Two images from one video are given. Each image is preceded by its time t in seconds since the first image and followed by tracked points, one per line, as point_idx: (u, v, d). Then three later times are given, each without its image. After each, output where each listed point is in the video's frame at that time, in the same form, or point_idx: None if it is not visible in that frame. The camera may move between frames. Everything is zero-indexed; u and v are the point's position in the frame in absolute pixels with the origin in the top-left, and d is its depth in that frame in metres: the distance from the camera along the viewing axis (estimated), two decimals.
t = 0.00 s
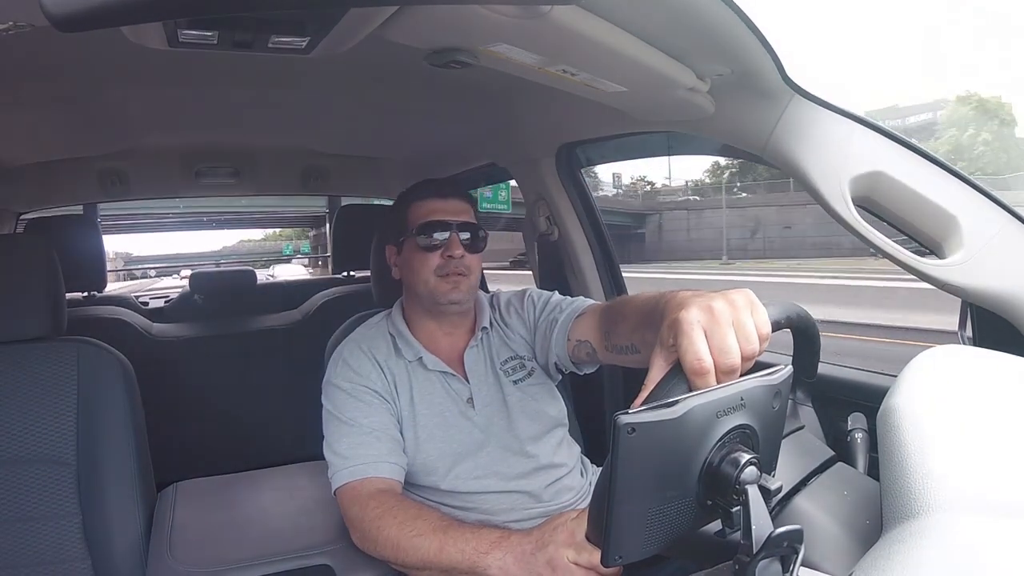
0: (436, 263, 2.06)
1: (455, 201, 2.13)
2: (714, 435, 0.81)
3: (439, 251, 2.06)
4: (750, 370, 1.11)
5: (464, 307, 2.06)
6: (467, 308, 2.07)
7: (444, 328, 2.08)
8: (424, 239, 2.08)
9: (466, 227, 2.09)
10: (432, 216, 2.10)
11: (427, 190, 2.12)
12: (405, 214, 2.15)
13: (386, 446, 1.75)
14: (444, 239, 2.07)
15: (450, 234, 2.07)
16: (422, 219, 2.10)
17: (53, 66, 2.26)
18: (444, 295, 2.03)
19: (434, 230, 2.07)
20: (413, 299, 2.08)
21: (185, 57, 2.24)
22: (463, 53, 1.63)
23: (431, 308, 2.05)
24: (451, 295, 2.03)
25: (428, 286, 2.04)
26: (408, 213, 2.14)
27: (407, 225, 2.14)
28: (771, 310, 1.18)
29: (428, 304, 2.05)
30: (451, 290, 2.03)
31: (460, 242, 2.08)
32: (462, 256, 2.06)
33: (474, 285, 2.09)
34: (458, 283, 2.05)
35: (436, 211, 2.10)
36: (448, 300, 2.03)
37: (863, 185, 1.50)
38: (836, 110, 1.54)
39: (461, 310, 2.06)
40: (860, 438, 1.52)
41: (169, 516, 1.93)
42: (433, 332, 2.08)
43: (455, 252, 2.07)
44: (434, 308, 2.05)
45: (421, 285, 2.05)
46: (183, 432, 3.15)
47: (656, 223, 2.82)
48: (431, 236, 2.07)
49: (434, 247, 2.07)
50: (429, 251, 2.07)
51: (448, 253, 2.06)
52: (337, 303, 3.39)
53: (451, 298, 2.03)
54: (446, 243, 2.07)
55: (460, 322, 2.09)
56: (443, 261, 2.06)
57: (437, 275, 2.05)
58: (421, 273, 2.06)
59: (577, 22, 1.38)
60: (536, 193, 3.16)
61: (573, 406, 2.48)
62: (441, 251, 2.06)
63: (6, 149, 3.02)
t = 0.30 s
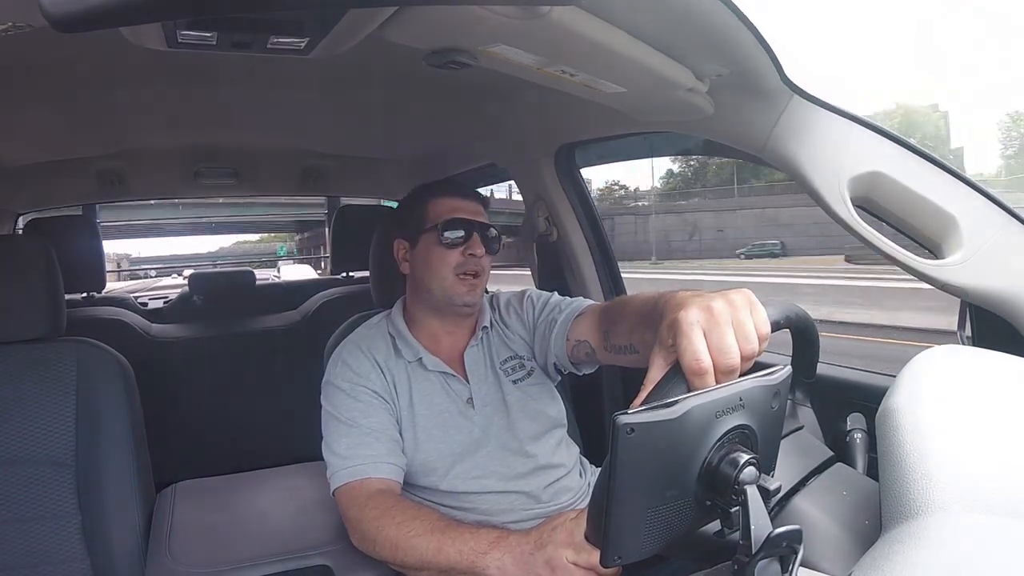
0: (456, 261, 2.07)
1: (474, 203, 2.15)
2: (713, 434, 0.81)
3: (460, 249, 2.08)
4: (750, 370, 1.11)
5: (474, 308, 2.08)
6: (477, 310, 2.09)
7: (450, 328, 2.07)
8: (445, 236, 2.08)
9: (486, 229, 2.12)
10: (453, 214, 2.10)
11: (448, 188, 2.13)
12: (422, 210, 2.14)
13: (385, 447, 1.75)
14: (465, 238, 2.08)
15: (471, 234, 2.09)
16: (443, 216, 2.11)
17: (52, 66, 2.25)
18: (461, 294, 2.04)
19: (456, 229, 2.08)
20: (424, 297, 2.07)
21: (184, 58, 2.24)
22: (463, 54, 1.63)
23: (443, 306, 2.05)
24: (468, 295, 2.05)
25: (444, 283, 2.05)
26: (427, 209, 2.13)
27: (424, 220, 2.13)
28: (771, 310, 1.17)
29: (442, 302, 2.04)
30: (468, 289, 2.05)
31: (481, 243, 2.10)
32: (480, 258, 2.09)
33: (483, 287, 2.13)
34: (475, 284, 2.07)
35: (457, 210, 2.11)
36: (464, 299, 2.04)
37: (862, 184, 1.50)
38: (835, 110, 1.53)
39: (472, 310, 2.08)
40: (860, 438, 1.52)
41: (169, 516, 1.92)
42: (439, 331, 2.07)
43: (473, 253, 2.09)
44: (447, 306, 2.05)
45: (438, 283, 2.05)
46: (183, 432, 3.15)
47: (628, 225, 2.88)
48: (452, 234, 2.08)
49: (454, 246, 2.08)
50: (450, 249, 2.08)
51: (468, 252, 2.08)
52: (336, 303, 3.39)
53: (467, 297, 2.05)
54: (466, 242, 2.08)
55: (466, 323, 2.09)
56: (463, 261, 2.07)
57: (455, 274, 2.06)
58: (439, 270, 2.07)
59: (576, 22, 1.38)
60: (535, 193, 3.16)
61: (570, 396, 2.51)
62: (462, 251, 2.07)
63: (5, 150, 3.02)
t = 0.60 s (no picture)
0: (457, 261, 2.07)
1: (475, 203, 2.16)
2: (713, 434, 0.81)
3: (461, 249, 2.08)
4: (753, 368, 1.10)
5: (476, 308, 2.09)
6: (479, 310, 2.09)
7: (451, 328, 2.07)
8: (447, 236, 2.08)
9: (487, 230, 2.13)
10: (455, 214, 2.11)
11: (449, 189, 2.14)
12: (423, 210, 2.14)
13: (384, 447, 1.75)
14: (467, 238, 2.08)
15: (473, 234, 2.09)
16: (444, 216, 2.10)
17: (51, 67, 2.25)
18: (464, 294, 2.04)
19: (458, 229, 2.08)
20: (425, 296, 2.07)
21: (183, 58, 2.24)
22: (463, 54, 1.63)
23: (444, 306, 2.04)
24: (470, 295, 2.05)
25: (446, 283, 2.04)
26: (428, 210, 2.13)
27: (425, 220, 2.13)
28: (772, 309, 1.17)
29: (444, 302, 2.04)
30: (470, 289, 2.05)
31: (483, 243, 2.10)
32: (482, 258, 2.09)
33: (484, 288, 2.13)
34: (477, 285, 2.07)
35: (458, 211, 2.12)
36: (466, 299, 2.04)
37: (861, 186, 1.50)
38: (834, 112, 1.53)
39: (473, 310, 2.08)
40: (858, 439, 1.52)
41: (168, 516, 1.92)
42: (440, 331, 2.07)
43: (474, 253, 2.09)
44: (449, 306, 2.05)
45: (439, 283, 2.05)
46: (182, 433, 3.15)
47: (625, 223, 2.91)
48: (454, 234, 2.08)
49: (456, 246, 2.08)
50: (451, 249, 2.08)
51: (470, 252, 2.08)
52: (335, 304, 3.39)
53: (469, 297, 2.05)
54: (468, 242, 2.09)
55: (467, 324, 2.09)
56: (464, 261, 2.07)
57: (456, 274, 2.06)
58: (441, 270, 2.06)
59: (576, 23, 1.38)
60: (534, 194, 3.16)
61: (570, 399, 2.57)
62: (463, 251, 2.07)
63: (5, 150, 3.02)
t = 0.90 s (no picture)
0: (453, 260, 2.07)
1: (470, 201, 2.15)
2: (712, 433, 0.81)
3: (457, 248, 2.07)
4: (753, 365, 1.10)
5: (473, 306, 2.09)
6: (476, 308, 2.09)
7: (447, 326, 2.07)
8: (442, 235, 2.08)
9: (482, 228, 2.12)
10: (449, 213, 2.10)
11: (444, 188, 2.13)
12: (418, 210, 2.14)
13: (382, 446, 1.75)
14: (462, 237, 2.08)
15: (469, 232, 2.09)
16: (440, 215, 2.10)
17: (49, 66, 2.25)
18: (459, 293, 2.04)
19: (453, 228, 2.08)
20: (422, 295, 2.07)
21: (182, 57, 2.24)
22: (460, 53, 1.64)
23: (440, 305, 2.05)
24: (466, 294, 2.05)
25: (441, 283, 2.04)
26: (423, 209, 2.13)
27: (421, 220, 2.13)
28: (773, 308, 1.17)
29: (441, 301, 2.04)
30: (465, 288, 2.05)
31: (478, 241, 2.10)
32: (478, 256, 2.09)
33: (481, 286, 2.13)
34: (473, 283, 2.07)
35: (453, 209, 2.11)
36: (463, 297, 2.04)
37: (858, 185, 1.50)
38: (836, 111, 1.52)
39: (468, 309, 2.07)
40: (857, 438, 1.53)
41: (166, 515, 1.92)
42: (438, 330, 2.07)
43: (470, 252, 2.09)
44: (447, 305, 2.05)
45: (435, 281, 2.05)
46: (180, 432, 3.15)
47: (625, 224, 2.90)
48: (450, 233, 2.08)
49: (452, 244, 2.08)
50: (447, 248, 2.07)
51: (465, 251, 2.08)
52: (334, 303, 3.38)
53: (464, 296, 2.05)
54: (463, 241, 2.08)
55: (463, 322, 2.09)
56: (460, 259, 2.07)
57: (452, 272, 2.06)
58: (437, 269, 2.06)
59: (575, 22, 1.38)
60: (533, 193, 3.16)
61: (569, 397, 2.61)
62: (459, 250, 2.07)
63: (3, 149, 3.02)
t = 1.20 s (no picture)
0: (411, 268, 2.06)
1: (433, 202, 2.10)
2: (711, 433, 0.81)
3: (411, 256, 2.06)
4: (752, 366, 1.10)
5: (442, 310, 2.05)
6: (447, 311, 2.05)
7: (438, 330, 2.06)
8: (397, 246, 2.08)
9: (440, 229, 2.07)
10: (406, 221, 2.09)
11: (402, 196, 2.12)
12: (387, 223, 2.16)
13: (381, 446, 1.75)
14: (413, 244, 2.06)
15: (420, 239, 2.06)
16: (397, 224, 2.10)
17: (48, 66, 2.25)
18: (418, 300, 2.03)
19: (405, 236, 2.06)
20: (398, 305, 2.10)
21: (181, 57, 2.24)
22: (459, 53, 1.64)
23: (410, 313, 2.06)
24: (426, 300, 2.02)
25: (404, 292, 2.05)
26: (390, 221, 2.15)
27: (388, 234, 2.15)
28: (772, 308, 1.17)
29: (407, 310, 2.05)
30: (423, 294, 2.03)
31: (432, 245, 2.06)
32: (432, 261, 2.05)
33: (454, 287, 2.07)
34: (433, 287, 2.03)
35: (408, 215, 2.09)
36: (423, 304, 2.02)
37: (857, 185, 1.50)
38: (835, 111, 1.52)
39: (440, 312, 2.05)
40: (856, 438, 1.53)
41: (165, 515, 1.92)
42: (428, 335, 2.06)
43: (426, 256, 2.06)
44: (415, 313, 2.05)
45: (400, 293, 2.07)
46: (179, 431, 3.15)
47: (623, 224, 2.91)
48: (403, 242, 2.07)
49: (406, 253, 2.07)
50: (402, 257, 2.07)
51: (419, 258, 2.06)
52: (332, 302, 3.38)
53: (425, 302, 2.02)
54: (417, 247, 2.06)
55: (449, 324, 2.08)
56: (417, 267, 2.05)
57: (411, 280, 2.05)
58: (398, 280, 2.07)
59: (575, 21, 1.38)
60: (532, 193, 3.15)
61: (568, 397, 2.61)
62: (412, 257, 2.05)
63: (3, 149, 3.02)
